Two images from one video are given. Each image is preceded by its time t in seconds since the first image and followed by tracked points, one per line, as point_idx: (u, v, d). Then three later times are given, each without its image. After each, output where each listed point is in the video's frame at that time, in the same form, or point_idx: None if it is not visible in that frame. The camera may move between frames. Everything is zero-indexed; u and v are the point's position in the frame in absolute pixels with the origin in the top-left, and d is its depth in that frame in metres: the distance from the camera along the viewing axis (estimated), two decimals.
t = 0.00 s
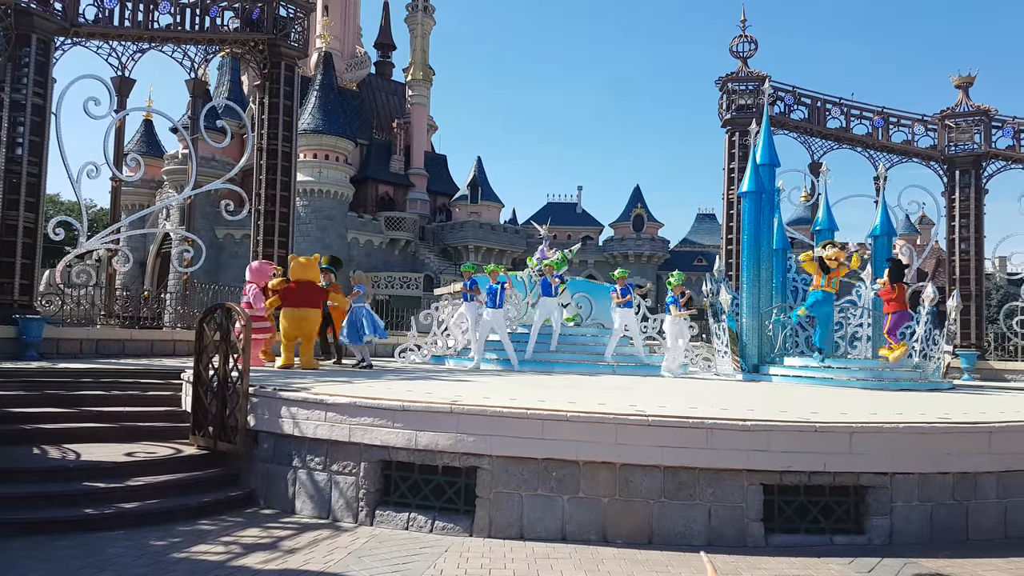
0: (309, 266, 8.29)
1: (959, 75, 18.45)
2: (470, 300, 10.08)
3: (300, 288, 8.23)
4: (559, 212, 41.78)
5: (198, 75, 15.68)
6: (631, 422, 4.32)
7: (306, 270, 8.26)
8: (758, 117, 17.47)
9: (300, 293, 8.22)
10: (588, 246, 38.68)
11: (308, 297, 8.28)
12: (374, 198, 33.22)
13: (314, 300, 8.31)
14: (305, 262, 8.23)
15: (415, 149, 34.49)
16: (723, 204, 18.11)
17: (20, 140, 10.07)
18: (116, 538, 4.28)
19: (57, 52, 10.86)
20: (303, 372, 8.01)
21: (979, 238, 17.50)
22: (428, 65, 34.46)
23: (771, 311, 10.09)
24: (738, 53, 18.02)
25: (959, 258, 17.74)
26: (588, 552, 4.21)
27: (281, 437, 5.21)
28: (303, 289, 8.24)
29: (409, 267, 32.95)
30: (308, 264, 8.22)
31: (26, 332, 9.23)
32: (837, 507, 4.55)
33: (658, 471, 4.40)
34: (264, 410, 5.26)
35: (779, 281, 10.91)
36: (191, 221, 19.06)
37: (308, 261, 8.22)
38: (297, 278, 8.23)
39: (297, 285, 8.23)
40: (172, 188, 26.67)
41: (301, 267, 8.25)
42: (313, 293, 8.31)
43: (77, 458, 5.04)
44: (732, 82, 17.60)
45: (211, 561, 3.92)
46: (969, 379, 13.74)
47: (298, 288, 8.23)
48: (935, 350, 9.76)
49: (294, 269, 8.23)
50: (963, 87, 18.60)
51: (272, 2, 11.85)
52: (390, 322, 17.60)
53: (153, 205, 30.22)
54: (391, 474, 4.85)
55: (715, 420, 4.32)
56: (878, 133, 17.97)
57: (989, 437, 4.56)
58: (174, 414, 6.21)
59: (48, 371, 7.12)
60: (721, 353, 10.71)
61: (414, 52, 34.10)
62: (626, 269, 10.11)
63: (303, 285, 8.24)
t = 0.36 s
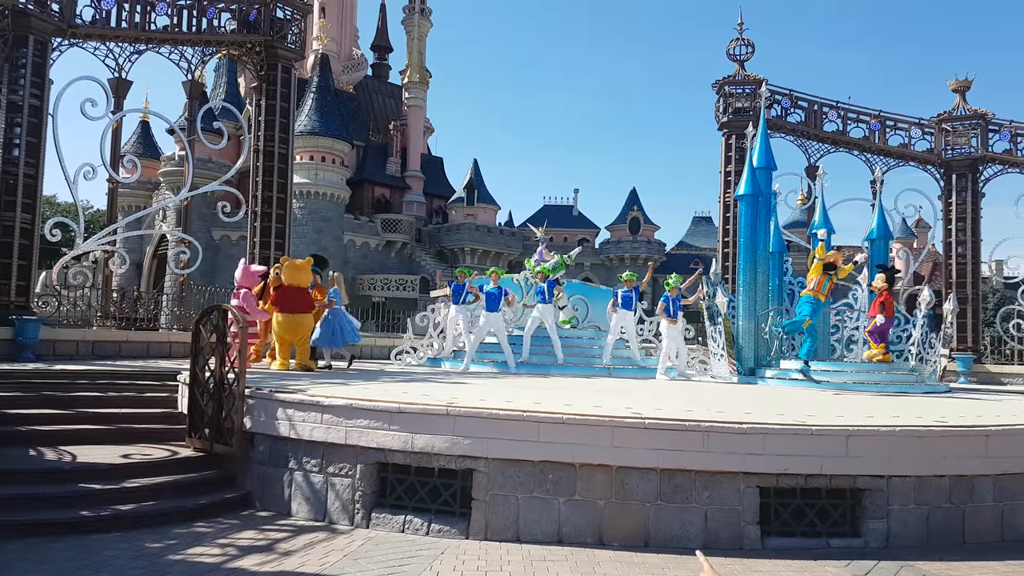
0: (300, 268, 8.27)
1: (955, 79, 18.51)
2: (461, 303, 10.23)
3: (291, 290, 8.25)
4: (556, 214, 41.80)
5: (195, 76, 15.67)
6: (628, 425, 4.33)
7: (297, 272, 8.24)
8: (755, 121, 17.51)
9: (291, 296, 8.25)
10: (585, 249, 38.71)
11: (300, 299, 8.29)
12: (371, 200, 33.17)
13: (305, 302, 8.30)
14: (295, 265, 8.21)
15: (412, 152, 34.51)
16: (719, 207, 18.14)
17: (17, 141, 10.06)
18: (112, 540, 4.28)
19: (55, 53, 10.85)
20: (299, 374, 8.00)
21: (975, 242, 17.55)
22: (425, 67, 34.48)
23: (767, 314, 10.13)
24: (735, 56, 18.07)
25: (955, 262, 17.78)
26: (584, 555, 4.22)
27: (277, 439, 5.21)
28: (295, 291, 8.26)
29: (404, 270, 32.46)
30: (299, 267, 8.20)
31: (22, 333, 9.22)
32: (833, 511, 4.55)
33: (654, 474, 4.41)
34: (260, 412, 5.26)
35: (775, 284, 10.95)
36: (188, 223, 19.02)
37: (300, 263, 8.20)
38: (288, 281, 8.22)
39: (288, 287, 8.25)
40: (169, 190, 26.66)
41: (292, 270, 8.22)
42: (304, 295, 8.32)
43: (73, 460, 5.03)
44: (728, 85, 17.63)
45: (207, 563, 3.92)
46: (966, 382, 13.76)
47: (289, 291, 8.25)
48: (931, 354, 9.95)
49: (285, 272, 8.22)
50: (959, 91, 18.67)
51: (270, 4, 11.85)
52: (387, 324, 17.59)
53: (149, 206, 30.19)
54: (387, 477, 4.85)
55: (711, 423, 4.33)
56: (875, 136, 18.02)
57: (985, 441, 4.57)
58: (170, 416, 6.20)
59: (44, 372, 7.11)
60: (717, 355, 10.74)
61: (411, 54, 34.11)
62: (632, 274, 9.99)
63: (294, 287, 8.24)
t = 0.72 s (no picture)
0: (293, 272, 8.19)
1: (955, 80, 18.53)
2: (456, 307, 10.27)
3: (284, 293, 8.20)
4: (556, 217, 41.82)
5: (194, 81, 15.69)
6: (629, 428, 4.33)
7: (291, 276, 8.18)
8: (754, 123, 17.53)
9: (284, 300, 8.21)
10: (586, 252, 38.72)
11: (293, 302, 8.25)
12: (371, 203, 33.19)
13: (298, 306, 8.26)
14: (289, 268, 8.13)
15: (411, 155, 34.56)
16: (719, 210, 18.14)
17: (17, 146, 10.08)
18: (112, 543, 4.27)
19: (54, 58, 10.87)
20: (298, 377, 8.00)
21: (976, 244, 17.56)
22: (424, 71, 34.53)
23: (768, 317, 10.13)
24: (734, 58, 18.09)
25: (956, 264, 17.79)
26: (584, 559, 4.21)
27: (277, 442, 5.21)
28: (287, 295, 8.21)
29: (404, 273, 32.79)
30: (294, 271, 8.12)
31: (23, 337, 9.21)
32: (834, 514, 4.55)
33: (655, 477, 4.41)
34: (260, 416, 5.25)
35: (776, 287, 10.94)
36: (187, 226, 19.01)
37: (294, 267, 8.12)
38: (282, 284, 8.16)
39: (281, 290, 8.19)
40: (169, 194, 26.71)
41: (286, 274, 8.15)
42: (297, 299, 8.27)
43: (73, 463, 5.03)
44: (727, 87, 17.66)
45: (208, 566, 3.91)
46: (968, 384, 13.75)
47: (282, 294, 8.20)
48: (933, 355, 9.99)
49: (279, 275, 8.16)
50: (959, 92, 18.70)
51: (269, 8, 11.88)
52: (387, 327, 17.60)
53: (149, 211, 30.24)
54: (387, 480, 4.84)
55: (712, 426, 4.32)
56: (875, 138, 18.04)
57: (987, 444, 4.57)
58: (170, 419, 6.20)
59: (44, 377, 7.11)
60: (717, 358, 10.70)
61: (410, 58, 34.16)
62: (631, 276, 9.93)
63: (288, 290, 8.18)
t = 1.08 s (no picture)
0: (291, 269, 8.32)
1: (964, 68, 18.39)
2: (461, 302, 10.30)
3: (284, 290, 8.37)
4: (562, 210, 41.77)
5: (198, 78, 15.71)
6: (637, 420, 4.34)
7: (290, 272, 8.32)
8: (761, 113, 17.44)
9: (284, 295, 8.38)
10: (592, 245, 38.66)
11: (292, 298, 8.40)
12: (376, 199, 33.25)
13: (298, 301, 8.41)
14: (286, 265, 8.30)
15: (416, 150, 34.58)
16: (726, 201, 18.08)
17: (23, 146, 10.13)
18: (125, 539, 4.32)
19: (58, 58, 10.91)
20: (306, 373, 8.03)
21: (986, 232, 17.45)
22: (428, 66, 34.47)
23: (776, 309, 10.12)
24: (740, 48, 17.99)
25: (966, 252, 17.68)
26: (594, 550, 4.23)
27: (287, 438, 5.24)
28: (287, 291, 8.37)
29: (411, 269, 33.09)
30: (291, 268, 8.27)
31: (33, 337, 9.29)
32: (843, 504, 4.55)
33: (663, 469, 4.42)
34: (269, 412, 5.29)
35: (784, 278, 10.91)
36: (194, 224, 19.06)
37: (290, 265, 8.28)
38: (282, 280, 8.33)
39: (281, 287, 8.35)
40: (175, 193, 26.81)
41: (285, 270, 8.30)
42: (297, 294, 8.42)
43: (85, 461, 5.08)
44: (733, 77, 17.58)
45: (220, 561, 3.95)
46: (978, 373, 13.70)
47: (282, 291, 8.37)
48: (941, 346, 10.01)
49: (277, 272, 8.30)
50: (968, 80, 18.54)
51: (272, 5, 11.89)
52: (395, 323, 17.65)
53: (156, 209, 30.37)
54: (397, 474, 4.87)
55: (720, 418, 4.33)
56: (883, 127, 17.92)
57: (997, 433, 4.56)
58: (181, 416, 6.25)
59: (55, 375, 7.17)
60: (726, 350, 10.70)
61: (414, 53, 34.08)
62: (636, 270, 9.92)
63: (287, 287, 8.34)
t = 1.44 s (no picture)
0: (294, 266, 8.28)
1: (967, 59, 18.29)
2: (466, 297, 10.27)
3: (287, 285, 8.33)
4: (565, 204, 41.72)
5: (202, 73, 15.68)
6: (641, 413, 4.32)
7: (292, 268, 8.28)
8: (764, 105, 17.36)
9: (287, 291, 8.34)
10: (595, 238, 38.60)
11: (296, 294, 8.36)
12: (379, 193, 33.25)
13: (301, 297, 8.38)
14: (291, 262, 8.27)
15: (419, 144, 34.52)
16: (729, 194, 18.01)
17: (26, 142, 10.12)
18: (130, 536, 4.32)
19: (61, 53, 10.88)
20: (310, 368, 8.03)
21: (989, 224, 17.37)
22: (431, 59, 34.36)
23: (781, 302, 10.07)
24: (743, 40, 17.89)
25: (970, 244, 17.61)
26: (599, 544, 4.22)
27: (292, 433, 5.24)
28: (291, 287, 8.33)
29: (415, 263, 33.02)
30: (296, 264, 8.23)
31: (36, 333, 9.29)
32: (849, 496, 4.52)
33: (668, 463, 4.41)
34: (274, 407, 5.29)
35: (788, 271, 10.86)
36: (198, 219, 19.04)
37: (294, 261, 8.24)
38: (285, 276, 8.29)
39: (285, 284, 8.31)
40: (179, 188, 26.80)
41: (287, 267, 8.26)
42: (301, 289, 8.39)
43: (89, 458, 5.08)
44: (737, 70, 17.49)
45: (225, 557, 3.95)
46: (982, 365, 13.66)
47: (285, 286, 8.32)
48: (946, 336, 9.90)
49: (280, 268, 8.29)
50: (971, 71, 18.43)
51: None
52: (398, 317, 17.65)
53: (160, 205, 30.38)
54: (402, 469, 4.87)
55: (725, 410, 4.31)
56: (886, 119, 17.84)
57: (1001, 423, 4.54)
58: (185, 412, 6.25)
59: (59, 372, 7.17)
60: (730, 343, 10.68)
61: (416, 46, 33.96)
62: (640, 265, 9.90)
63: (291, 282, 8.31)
